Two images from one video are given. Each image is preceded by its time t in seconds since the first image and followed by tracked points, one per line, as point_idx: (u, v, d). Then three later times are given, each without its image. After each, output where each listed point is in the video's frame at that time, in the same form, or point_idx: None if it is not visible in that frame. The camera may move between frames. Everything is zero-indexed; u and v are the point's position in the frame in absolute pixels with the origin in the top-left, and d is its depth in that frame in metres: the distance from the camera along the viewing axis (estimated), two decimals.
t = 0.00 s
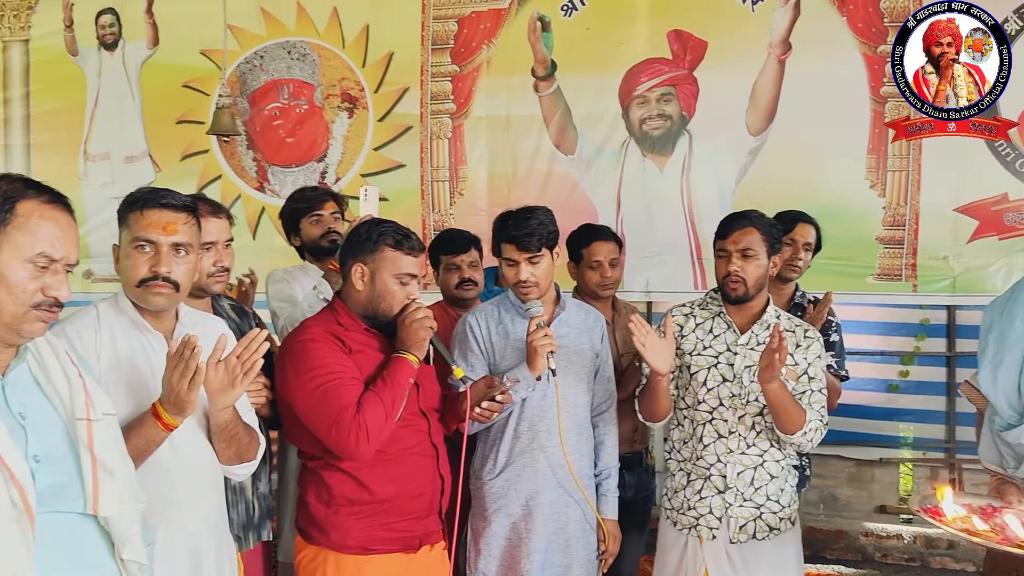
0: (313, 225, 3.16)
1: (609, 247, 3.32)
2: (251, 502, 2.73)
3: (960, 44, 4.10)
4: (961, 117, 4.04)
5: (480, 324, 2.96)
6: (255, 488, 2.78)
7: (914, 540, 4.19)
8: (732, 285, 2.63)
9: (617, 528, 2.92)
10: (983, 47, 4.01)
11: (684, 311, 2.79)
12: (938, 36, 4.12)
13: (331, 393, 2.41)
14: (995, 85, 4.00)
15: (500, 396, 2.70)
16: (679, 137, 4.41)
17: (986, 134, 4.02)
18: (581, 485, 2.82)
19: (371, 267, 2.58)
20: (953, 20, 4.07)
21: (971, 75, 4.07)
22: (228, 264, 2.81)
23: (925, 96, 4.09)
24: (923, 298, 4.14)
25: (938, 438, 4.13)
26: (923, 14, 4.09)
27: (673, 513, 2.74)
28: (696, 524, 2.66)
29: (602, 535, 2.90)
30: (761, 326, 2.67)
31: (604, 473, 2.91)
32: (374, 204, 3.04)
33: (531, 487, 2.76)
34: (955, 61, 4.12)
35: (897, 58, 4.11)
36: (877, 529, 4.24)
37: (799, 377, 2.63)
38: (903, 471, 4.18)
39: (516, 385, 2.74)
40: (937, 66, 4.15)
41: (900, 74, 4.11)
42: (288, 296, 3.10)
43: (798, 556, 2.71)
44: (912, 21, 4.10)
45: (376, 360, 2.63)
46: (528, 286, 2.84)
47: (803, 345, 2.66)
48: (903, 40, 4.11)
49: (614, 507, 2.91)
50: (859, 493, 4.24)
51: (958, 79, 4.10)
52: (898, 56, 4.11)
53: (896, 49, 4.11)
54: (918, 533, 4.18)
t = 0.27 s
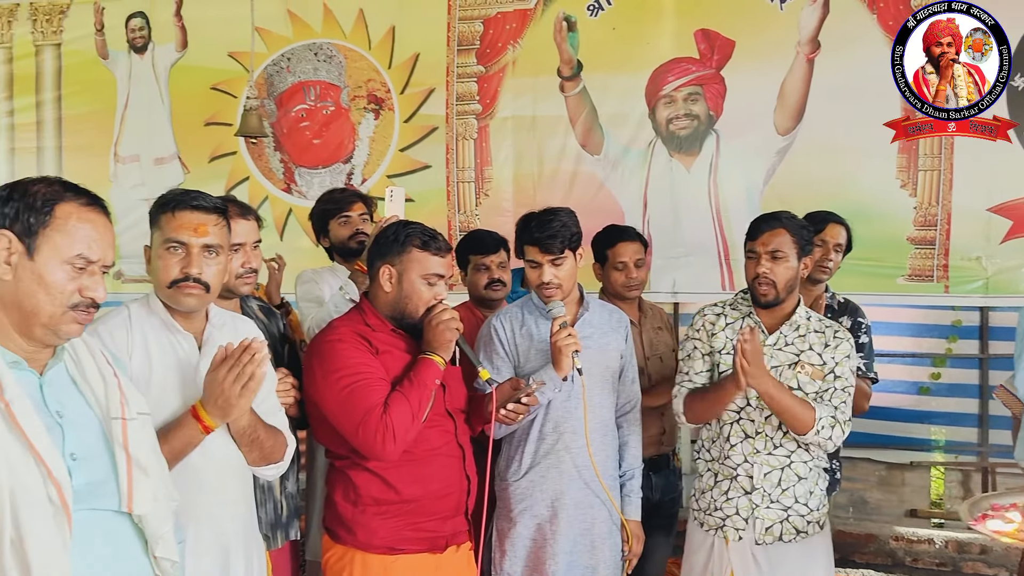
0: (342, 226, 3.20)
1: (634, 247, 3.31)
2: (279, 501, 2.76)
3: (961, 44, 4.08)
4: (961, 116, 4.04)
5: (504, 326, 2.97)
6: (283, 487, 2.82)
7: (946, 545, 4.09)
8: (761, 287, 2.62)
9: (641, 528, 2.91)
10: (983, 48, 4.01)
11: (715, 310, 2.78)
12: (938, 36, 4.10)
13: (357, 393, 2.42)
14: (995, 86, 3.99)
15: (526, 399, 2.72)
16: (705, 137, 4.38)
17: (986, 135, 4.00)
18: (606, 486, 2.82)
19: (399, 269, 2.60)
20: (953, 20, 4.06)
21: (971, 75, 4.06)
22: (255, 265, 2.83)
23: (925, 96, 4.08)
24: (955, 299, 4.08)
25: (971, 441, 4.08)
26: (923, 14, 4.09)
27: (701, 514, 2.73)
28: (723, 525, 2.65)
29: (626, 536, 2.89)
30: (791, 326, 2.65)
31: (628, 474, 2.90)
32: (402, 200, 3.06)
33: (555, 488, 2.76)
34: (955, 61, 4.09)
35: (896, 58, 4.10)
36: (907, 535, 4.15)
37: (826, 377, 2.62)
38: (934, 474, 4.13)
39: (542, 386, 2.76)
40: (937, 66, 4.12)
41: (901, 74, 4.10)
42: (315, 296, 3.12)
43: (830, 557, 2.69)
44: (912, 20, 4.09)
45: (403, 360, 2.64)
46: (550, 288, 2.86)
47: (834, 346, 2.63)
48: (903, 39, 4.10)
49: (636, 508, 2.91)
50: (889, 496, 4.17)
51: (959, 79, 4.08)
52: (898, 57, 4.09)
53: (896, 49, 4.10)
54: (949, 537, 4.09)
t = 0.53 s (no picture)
0: (365, 224, 3.22)
1: (653, 246, 3.32)
2: (302, 498, 2.83)
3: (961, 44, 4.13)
4: (961, 116, 4.07)
5: (520, 326, 3.00)
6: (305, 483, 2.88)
7: (970, 546, 3.99)
8: (783, 283, 3.00)
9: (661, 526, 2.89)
10: (983, 48, 4.06)
11: (740, 313, 3.06)
12: (938, 36, 4.17)
13: (376, 393, 2.43)
14: (995, 85, 4.04)
15: (547, 398, 2.80)
16: (728, 133, 4.28)
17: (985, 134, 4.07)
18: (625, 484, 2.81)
19: (418, 267, 2.64)
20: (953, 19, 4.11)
21: (971, 75, 4.10)
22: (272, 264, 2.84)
23: (925, 96, 4.13)
24: (981, 298, 4.07)
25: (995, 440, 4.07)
26: (921, 14, 4.23)
27: (724, 514, 2.94)
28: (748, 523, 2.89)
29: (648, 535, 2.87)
30: (813, 328, 2.93)
31: (646, 472, 2.84)
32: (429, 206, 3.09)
33: (574, 487, 2.77)
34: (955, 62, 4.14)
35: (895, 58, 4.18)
36: (932, 535, 4.06)
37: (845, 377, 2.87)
38: (959, 474, 4.09)
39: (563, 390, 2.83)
40: (937, 66, 4.19)
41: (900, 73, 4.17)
42: (338, 295, 3.18)
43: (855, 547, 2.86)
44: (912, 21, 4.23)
45: (424, 360, 2.59)
46: (566, 287, 3.02)
47: (855, 348, 2.89)
48: (902, 39, 4.21)
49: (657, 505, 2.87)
50: (914, 496, 4.10)
51: (958, 79, 4.11)
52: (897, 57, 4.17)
53: (896, 48, 4.19)
54: (974, 539, 3.99)
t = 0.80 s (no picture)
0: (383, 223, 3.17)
1: (670, 246, 3.18)
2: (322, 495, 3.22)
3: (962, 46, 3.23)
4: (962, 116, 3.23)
5: (537, 328, 3.17)
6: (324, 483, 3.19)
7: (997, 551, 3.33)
8: (810, 282, 3.23)
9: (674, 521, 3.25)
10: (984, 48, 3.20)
11: (760, 309, 3.21)
12: (939, 36, 3.19)
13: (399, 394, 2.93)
14: (997, 86, 3.21)
15: (560, 397, 3.16)
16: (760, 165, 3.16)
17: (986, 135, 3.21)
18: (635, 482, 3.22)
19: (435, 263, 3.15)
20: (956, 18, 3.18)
21: (971, 75, 3.23)
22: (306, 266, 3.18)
23: (925, 96, 3.22)
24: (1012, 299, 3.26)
25: None
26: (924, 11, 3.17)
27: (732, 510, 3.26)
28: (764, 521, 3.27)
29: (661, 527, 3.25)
30: (842, 329, 3.24)
31: (662, 470, 3.20)
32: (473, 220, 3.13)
33: (585, 483, 3.20)
34: (955, 62, 3.22)
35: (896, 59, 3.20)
36: (949, 536, 3.34)
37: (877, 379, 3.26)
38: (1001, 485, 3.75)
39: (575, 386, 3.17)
40: (938, 66, 3.22)
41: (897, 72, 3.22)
42: (355, 296, 3.17)
43: (879, 544, 3.31)
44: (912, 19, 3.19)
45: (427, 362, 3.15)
46: (578, 287, 3.19)
47: (883, 350, 3.26)
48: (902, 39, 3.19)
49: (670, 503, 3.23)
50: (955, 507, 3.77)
51: (959, 80, 3.24)
52: (898, 56, 3.18)
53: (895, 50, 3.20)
54: (995, 540, 3.34)
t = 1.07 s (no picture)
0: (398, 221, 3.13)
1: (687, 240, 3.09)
2: None
3: (962, 44, 4.28)
4: (961, 117, 4.24)
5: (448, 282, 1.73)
6: None
7: None
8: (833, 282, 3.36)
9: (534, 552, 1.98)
10: (983, 48, 4.31)
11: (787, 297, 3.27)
12: (938, 36, 4.21)
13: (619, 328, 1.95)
14: (990, 83, 4.26)
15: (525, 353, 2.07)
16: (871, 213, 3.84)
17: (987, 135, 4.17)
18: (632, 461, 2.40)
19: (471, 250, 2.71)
20: (953, 17, 4.20)
21: (971, 74, 4.33)
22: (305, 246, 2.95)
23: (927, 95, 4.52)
24: None
25: None
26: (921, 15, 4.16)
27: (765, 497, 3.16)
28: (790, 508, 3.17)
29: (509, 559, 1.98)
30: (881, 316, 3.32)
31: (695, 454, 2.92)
32: (492, 217, 2.79)
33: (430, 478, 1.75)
34: (952, 62, 4.25)
35: (895, 56, 4.36)
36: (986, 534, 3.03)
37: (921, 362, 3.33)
38: None
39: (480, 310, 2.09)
40: (937, 67, 4.30)
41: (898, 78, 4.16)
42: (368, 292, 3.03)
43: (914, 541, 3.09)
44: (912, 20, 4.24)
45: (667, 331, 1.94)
46: (598, 283, 2.03)
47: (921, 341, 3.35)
48: (903, 38, 4.36)
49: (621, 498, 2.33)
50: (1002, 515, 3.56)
51: (959, 79, 4.29)
52: (897, 58, 4.30)
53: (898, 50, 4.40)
54: None
